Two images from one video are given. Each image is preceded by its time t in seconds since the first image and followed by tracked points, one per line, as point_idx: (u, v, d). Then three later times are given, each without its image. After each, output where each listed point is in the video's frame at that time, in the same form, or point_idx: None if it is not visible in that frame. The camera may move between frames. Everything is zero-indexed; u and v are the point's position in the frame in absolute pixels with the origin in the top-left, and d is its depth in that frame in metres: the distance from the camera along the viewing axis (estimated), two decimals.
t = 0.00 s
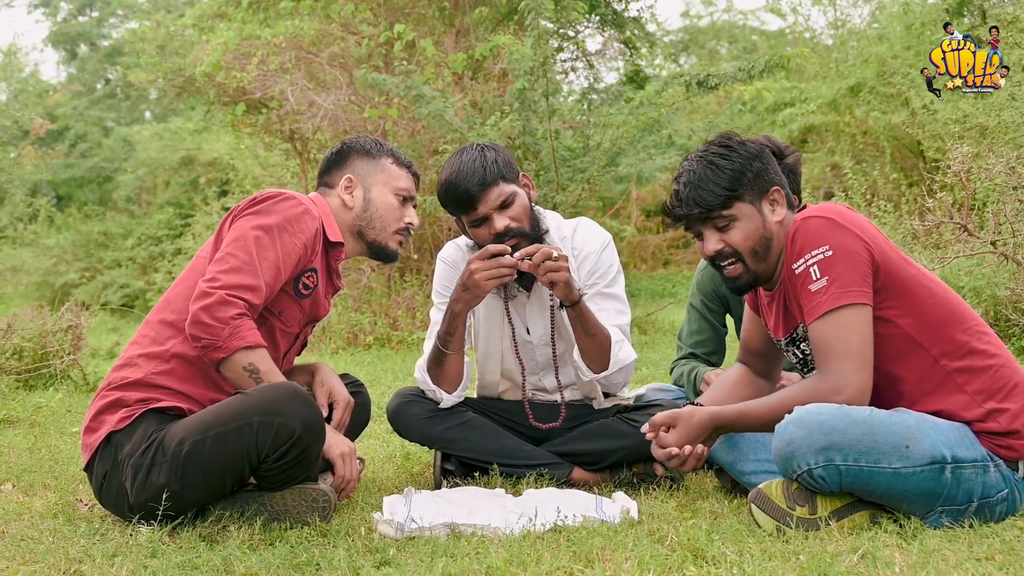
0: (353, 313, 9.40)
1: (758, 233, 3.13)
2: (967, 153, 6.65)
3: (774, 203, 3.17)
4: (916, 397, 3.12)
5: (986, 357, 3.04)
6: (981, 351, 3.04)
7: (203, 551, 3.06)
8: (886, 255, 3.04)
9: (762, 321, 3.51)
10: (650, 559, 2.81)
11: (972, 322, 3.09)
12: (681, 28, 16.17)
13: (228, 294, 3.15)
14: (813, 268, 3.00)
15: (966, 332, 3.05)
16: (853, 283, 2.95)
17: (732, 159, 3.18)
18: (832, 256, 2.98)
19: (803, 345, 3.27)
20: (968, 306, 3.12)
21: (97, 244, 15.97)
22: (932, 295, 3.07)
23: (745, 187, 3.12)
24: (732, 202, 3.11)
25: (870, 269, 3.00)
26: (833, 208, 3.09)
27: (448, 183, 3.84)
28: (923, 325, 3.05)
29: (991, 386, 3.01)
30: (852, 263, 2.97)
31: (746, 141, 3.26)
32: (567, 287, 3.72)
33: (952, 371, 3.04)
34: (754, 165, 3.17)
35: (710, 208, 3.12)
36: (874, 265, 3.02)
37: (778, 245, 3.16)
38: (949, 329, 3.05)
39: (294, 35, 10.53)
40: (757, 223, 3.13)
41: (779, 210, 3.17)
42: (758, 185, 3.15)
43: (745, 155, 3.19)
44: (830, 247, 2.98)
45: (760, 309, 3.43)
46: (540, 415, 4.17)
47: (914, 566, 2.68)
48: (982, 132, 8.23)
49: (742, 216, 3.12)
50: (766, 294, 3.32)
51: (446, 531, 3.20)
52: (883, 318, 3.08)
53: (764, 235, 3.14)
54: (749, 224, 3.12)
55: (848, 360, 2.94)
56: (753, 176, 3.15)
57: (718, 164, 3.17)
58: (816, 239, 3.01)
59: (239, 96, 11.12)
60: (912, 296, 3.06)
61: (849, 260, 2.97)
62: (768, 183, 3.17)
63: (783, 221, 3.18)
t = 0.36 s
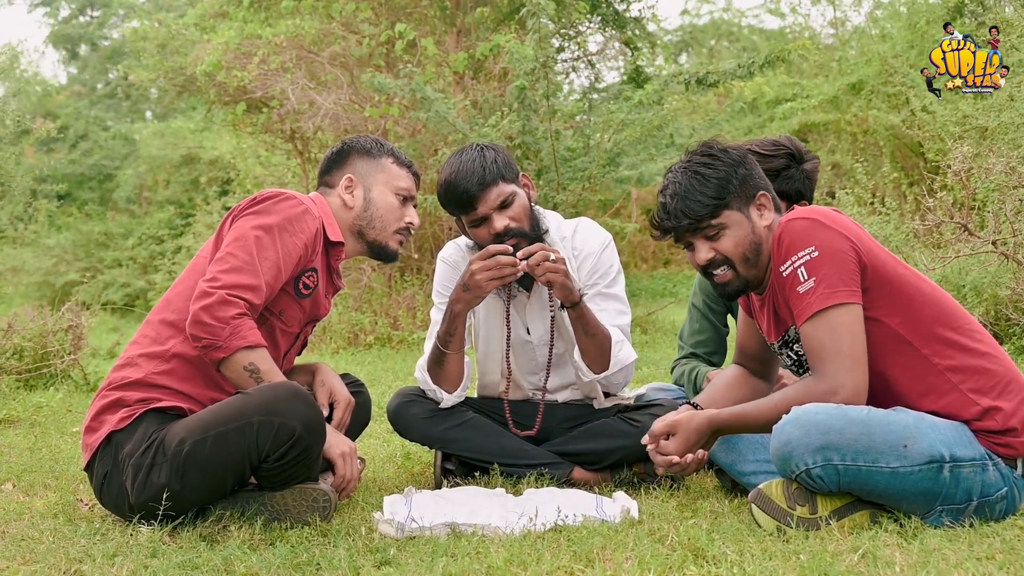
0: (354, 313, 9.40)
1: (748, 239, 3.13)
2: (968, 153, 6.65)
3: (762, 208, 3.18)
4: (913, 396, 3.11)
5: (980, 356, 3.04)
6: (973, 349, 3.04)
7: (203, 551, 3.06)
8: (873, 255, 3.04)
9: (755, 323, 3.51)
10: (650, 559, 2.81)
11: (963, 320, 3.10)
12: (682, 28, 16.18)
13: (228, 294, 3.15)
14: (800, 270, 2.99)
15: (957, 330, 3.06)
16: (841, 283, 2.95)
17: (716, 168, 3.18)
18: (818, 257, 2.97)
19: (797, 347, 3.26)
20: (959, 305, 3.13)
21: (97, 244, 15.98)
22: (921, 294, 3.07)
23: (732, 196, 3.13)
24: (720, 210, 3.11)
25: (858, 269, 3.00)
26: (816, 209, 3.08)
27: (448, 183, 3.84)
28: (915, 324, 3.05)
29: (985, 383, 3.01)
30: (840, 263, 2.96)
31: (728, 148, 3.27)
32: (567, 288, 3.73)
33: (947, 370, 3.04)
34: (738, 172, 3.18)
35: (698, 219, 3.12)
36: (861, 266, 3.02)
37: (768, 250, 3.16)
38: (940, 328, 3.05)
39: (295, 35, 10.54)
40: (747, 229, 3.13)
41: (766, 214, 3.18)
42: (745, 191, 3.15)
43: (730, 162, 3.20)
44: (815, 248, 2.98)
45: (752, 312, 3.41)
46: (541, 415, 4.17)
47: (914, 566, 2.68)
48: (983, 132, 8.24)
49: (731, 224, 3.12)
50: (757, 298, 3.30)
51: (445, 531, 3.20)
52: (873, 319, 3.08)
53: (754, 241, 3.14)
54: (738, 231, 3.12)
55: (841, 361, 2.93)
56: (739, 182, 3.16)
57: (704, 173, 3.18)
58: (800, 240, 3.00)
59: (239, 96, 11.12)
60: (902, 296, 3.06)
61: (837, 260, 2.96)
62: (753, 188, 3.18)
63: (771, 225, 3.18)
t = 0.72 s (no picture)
0: (354, 312, 9.40)
1: (754, 235, 3.13)
2: (967, 153, 6.64)
3: (768, 204, 3.18)
4: (916, 396, 3.11)
5: (984, 357, 3.03)
6: (978, 350, 3.03)
7: (203, 550, 3.05)
8: (880, 254, 3.03)
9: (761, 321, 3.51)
10: (650, 559, 2.81)
11: (968, 320, 3.09)
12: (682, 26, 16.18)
13: (227, 293, 3.14)
14: (806, 268, 2.99)
15: (962, 330, 3.05)
16: (847, 282, 2.95)
17: (723, 163, 3.18)
18: (825, 255, 2.97)
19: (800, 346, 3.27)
20: (965, 305, 3.12)
21: (97, 243, 15.98)
22: (927, 294, 3.06)
23: (739, 191, 3.13)
24: (727, 206, 3.11)
25: (864, 269, 2.99)
26: (825, 209, 3.08)
27: (449, 182, 3.84)
28: (920, 323, 3.05)
29: (987, 384, 3.01)
30: (846, 262, 2.96)
31: (736, 144, 3.27)
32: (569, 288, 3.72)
33: (950, 370, 3.03)
34: (745, 168, 3.18)
35: (704, 215, 3.11)
36: (868, 265, 3.01)
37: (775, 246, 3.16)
38: (946, 328, 3.04)
39: (295, 34, 10.55)
40: (753, 225, 3.13)
41: (773, 211, 3.18)
42: (752, 187, 3.15)
43: (737, 158, 3.20)
44: (822, 246, 2.97)
45: (758, 309, 3.42)
46: (540, 415, 4.17)
47: (914, 565, 2.68)
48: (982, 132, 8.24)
49: (737, 220, 3.12)
50: (764, 294, 3.30)
51: (445, 530, 3.20)
52: (878, 318, 3.07)
53: (760, 237, 3.14)
54: (744, 227, 3.12)
55: (844, 360, 2.94)
56: (746, 178, 3.16)
57: (709, 169, 3.18)
58: (807, 239, 3.00)
59: (239, 95, 11.11)
60: (908, 295, 3.05)
61: (843, 259, 2.96)
62: (760, 185, 3.17)
63: (778, 222, 3.18)
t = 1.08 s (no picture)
0: (355, 312, 9.41)
1: (734, 234, 3.14)
2: (967, 153, 6.64)
3: (759, 207, 3.11)
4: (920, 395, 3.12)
5: (992, 360, 3.03)
6: (986, 352, 3.03)
7: (203, 551, 3.06)
8: (894, 254, 3.01)
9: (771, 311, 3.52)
10: (651, 559, 2.81)
11: (979, 321, 3.08)
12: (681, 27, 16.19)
13: (228, 294, 3.14)
14: (817, 266, 2.98)
15: (971, 332, 3.04)
16: (856, 283, 2.94)
17: (725, 156, 3.14)
18: (837, 255, 2.95)
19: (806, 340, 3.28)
20: (976, 305, 3.11)
21: (97, 244, 16.00)
22: (939, 294, 3.05)
23: (728, 188, 3.11)
24: (712, 199, 3.14)
25: (876, 270, 2.98)
26: (840, 204, 3.05)
27: (453, 177, 3.85)
28: (929, 323, 3.04)
29: (994, 386, 3.01)
30: (856, 262, 2.95)
31: (765, 135, 3.15)
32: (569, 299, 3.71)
33: (957, 371, 3.03)
34: (740, 169, 3.10)
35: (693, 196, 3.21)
36: (880, 265, 2.99)
37: (760, 246, 3.16)
38: (955, 329, 3.03)
39: (295, 34, 10.55)
40: (735, 224, 3.13)
41: (763, 215, 3.11)
42: (741, 188, 3.10)
43: (740, 155, 3.11)
44: (836, 246, 2.95)
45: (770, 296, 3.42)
46: (541, 415, 4.16)
47: (914, 565, 2.68)
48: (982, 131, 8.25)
49: (722, 214, 3.14)
50: (773, 282, 3.30)
51: (446, 531, 3.20)
52: (887, 316, 3.06)
53: (742, 236, 3.15)
54: (729, 222, 3.14)
55: (842, 358, 2.92)
56: (738, 179, 3.09)
57: (706, 158, 3.17)
58: (822, 236, 2.98)
59: (239, 95, 11.11)
60: (919, 295, 3.04)
61: (855, 259, 2.95)
62: (755, 186, 3.10)
63: (766, 226, 3.13)
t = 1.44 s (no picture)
0: (355, 314, 9.39)
1: (764, 201, 3.21)
2: (969, 154, 6.62)
3: (793, 178, 3.17)
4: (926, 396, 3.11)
5: (1001, 364, 3.02)
6: (996, 355, 3.03)
7: (204, 552, 3.05)
8: (908, 251, 3.00)
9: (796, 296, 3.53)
10: (652, 561, 2.81)
11: (991, 324, 3.06)
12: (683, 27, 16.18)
13: (225, 298, 3.13)
14: (824, 258, 3.00)
15: (982, 335, 3.03)
16: (860, 279, 2.95)
17: (771, 122, 3.22)
18: (844, 249, 2.96)
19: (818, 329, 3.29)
20: (989, 307, 3.09)
21: (98, 245, 16.01)
22: (953, 295, 3.03)
23: (766, 153, 3.19)
24: (750, 161, 3.23)
25: (885, 266, 2.98)
26: (861, 196, 3.03)
27: (491, 160, 3.95)
28: (939, 322, 3.03)
29: (1000, 391, 3.01)
30: (864, 258, 2.96)
31: (812, 116, 3.20)
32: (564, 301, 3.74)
33: (965, 372, 3.03)
34: (784, 137, 3.17)
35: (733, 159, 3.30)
36: (890, 262, 2.99)
37: (786, 219, 3.21)
38: (965, 331, 3.02)
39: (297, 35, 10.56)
40: (765, 190, 3.20)
41: (794, 187, 3.17)
42: (781, 155, 3.17)
43: (785, 124, 3.19)
44: (843, 240, 2.96)
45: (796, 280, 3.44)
46: (541, 416, 4.16)
47: (915, 568, 2.67)
48: (984, 133, 8.22)
49: (757, 177, 3.21)
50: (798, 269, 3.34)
51: (447, 532, 3.20)
52: (895, 311, 3.07)
53: (769, 205, 3.21)
54: (761, 187, 3.21)
55: (833, 352, 2.96)
56: (778, 147, 3.17)
57: (754, 122, 3.26)
58: (834, 229, 2.98)
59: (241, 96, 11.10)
60: (930, 293, 3.03)
61: (861, 254, 2.96)
62: (794, 156, 3.16)
63: (796, 199, 3.18)
